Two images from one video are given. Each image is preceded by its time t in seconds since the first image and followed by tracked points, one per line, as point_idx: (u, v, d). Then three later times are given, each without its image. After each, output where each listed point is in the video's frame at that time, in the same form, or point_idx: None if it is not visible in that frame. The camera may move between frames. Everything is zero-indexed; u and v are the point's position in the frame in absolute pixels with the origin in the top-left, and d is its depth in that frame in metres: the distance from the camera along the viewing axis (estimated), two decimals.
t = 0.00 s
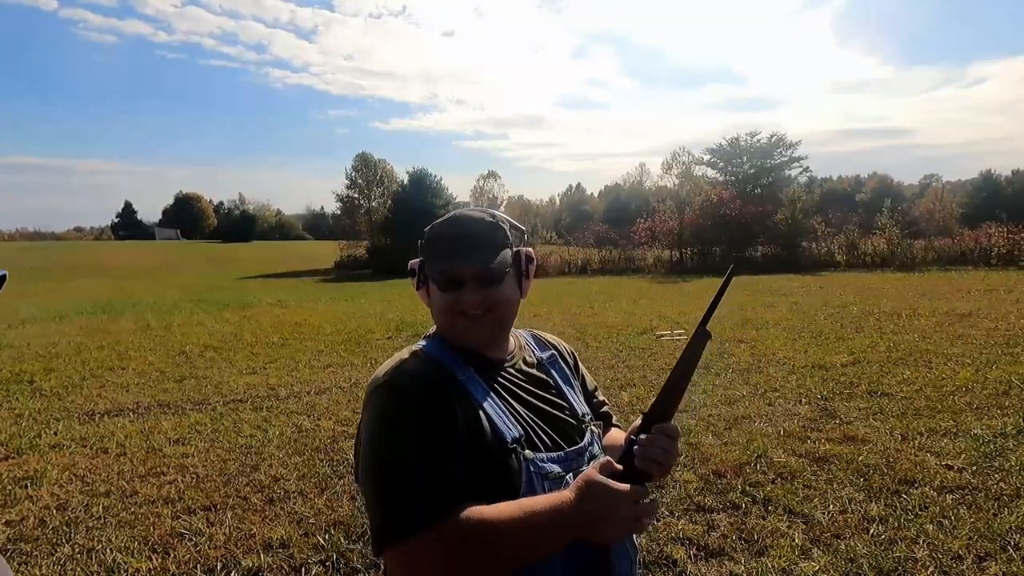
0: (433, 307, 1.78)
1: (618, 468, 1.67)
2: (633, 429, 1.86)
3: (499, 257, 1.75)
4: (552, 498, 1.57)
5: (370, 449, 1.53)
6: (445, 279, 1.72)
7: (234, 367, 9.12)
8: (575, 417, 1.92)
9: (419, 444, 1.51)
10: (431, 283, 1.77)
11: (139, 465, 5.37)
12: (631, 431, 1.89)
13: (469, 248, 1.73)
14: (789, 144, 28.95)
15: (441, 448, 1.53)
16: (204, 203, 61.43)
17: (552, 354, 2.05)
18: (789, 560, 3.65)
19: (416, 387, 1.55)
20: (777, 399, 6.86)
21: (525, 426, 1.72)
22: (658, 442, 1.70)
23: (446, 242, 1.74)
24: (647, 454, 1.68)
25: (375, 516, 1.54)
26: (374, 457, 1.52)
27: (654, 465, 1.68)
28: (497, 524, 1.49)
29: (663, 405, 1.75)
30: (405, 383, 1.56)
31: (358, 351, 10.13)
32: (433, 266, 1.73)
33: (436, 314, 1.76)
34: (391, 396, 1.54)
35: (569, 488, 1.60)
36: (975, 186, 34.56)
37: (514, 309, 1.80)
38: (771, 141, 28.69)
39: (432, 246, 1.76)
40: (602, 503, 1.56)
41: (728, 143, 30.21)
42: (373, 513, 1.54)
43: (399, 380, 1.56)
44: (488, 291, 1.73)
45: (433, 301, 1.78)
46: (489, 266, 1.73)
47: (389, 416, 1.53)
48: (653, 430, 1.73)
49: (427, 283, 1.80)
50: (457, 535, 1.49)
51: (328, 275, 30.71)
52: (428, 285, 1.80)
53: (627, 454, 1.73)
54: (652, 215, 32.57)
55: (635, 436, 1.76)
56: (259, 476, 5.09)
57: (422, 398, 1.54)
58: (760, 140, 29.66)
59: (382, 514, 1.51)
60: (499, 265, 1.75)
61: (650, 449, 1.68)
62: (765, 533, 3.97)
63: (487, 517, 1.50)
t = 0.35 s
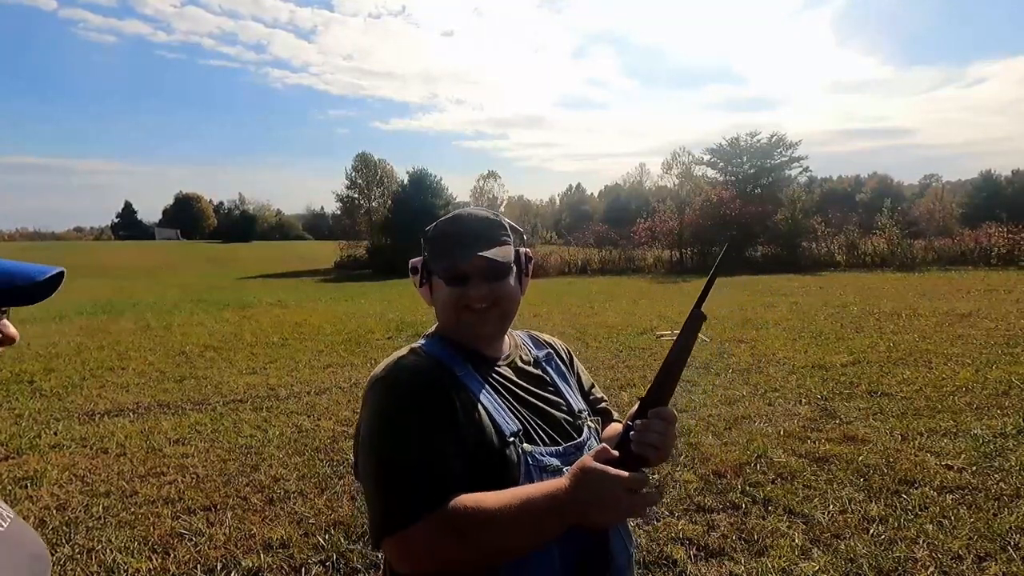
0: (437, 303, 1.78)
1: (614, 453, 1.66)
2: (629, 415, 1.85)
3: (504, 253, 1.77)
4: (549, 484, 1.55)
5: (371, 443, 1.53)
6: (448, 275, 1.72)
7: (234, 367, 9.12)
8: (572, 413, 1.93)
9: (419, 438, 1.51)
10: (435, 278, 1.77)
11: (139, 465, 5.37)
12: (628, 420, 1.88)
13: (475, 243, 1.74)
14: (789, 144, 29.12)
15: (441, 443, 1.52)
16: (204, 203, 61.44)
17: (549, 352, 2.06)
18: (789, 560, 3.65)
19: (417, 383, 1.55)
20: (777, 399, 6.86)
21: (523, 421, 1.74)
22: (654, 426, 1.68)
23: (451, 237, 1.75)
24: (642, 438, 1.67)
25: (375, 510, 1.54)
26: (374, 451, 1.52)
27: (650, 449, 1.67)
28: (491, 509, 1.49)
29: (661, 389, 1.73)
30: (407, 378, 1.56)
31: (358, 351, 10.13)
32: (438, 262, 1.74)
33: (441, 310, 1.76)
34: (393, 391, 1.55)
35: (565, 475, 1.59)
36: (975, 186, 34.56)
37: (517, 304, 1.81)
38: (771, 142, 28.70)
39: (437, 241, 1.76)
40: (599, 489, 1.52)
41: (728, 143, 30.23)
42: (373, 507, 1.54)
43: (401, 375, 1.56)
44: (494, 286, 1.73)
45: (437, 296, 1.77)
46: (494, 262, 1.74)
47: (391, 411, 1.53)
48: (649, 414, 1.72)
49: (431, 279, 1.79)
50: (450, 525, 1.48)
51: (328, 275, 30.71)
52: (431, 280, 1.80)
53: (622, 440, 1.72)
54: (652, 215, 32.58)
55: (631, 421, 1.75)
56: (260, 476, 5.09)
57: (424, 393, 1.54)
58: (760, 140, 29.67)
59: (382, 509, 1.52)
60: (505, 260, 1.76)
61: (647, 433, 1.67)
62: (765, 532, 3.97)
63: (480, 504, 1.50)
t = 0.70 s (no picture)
0: (434, 299, 1.82)
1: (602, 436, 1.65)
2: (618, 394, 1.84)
3: (500, 248, 1.82)
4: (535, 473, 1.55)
5: (365, 439, 1.56)
6: (447, 269, 1.78)
7: (234, 367, 9.12)
8: (569, 410, 1.93)
9: (413, 434, 1.54)
10: (432, 275, 1.81)
11: (139, 465, 5.37)
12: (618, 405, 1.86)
13: (471, 239, 1.79)
14: (789, 144, 29.21)
15: (435, 439, 1.56)
16: (204, 203, 61.44)
17: (546, 350, 2.06)
18: (789, 560, 3.65)
19: (411, 379, 1.59)
20: (777, 399, 6.86)
21: (515, 419, 1.74)
22: (641, 403, 1.67)
23: (449, 234, 1.80)
24: (630, 417, 1.65)
25: (367, 505, 1.57)
26: (368, 447, 1.55)
27: (638, 426, 1.65)
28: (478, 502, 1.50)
29: (641, 367, 1.76)
30: (401, 373, 1.60)
31: (358, 351, 10.13)
32: (436, 257, 1.79)
33: (438, 306, 1.80)
34: (388, 387, 1.58)
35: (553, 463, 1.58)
36: (975, 186, 34.54)
37: (513, 301, 1.85)
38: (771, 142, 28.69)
39: (434, 238, 1.82)
40: (584, 476, 1.51)
41: (728, 143, 30.24)
42: (365, 502, 1.57)
43: (395, 372, 1.60)
44: (489, 281, 1.78)
45: (434, 293, 1.82)
46: (491, 257, 1.79)
47: (384, 405, 1.56)
48: (635, 391, 1.71)
49: (427, 276, 1.84)
50: (439, 521, 1.50)
51: (328, 275, 30.72)
52: (427, 277, 1.84)
53: (611, 420, 1.70)
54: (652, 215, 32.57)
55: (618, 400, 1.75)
56: (260, 476, 5.09)
57: (418, 389, 1.58)
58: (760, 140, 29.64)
59: (374, 504, 1.55)
60: (501, 256, 1.81)
61: (632, 411, 1.65)
62: (765, 533, 3.97)
63: (465, 498, 1.51)
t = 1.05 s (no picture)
0: (425, 302, 1.83)
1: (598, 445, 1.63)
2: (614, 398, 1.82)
3: (489, 250, 1.83)
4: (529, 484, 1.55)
5: (356, 444, 1.58)
6: (438, 272, 1.79)
7: (234, 367, 9.12)
8: (564, 414, 1.93)
9: (402, 437, 1.56)
10: (421, 279, 1.83)
11: (139, 465, 5.37)
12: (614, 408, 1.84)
13: (459, 241, 1.81)
14: (789, 144, 29.25)
15: (424, 442, 1.57)
16: (204, 203, 61.44)
17: (543, 351, 2.06)
18: (789, 560, 3.65)
19: (400, 383, 1.61)
20: (777, 399, 6.86)
21: (509, 424, 1.73)
22: (638, 412, 1.65)
23: (436, 237, 1.82)
24: (626, 428, 1.63)
25: (359, 511, 1.58)
26: (358, 454, 1.57)
27: (635, 437, 1.63)
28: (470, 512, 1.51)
29: (641, 374, 1.71)
30: (390, 379, 1.61)
31: (358, 351, 10.13)
32: (425, 261, 1.81)
33: (428, 309, 1.81)
34: (377, 393, 1.60)
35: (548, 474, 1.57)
36: (975, 186, 34.56)
37: (504, 302, 1.85)
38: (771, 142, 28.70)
39: (422, 242, 1.83)
40: (579, 486, 1.51)
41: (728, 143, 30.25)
42: (358, 509, 1.58)
43: (384, 377, 1.62)
44: (479, 283, 1.79)
45: (424, 296, 1.83)
46: (479, 258, 1.80)
47: (374, 409, 1.58)
48: (633, 401, 1.68)
49: (417, 280, 1.86)
50: (431, 530, 1.51)
51: (328, 275, 30.73)
52: (417, 281, 1.86)
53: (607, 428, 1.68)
54: (652, 215, 32.58)
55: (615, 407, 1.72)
56: (260, 476, 5.09)
57: (407, 393, 1.60)
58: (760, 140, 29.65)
59: (366, 509, 1.56)
60: (489, 257, 1.82)
61: (630, 421, 1.63)
62: (765, 533, 3.97)
63: (458, 509, 1.52)
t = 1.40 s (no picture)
0: (424, 300, 1.83)
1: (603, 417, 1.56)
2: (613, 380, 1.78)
3: (489, 246, 1.84)
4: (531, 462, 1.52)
5: (356, 443, 1.57)
6: (438, 270, 1.79)
7: (234, 367, 9.13)
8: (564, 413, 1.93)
9: (404, 435, 1.56)
10: (421, 276, 1.83)
11: (140, 464, 5.37)
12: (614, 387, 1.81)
13: (458, 237, 1.81)
14: (789, 144, 29.27)
15: (425, 439, 1.57)
16: (204, 204, 61.46)
17: (542, 350, 2.06)
18: (789, 560, 3.65)
19: (402, 382, 1.61)
20: (777, 399, 6.86)
21: (510, 423, 1.74)
22: (640, 385, 1.61)
23: (436, 234, 1.82)
24: (630, 400, 1.58)
25: (360, 510, 1.58)
26: (359, 452, 1.56)
27: (637, 409, 1.59)
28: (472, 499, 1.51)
29: (642, 345, 1.64)
30: (391, 377, 1.61)
31: (358, 351, 10.14)
32: (425, 258, 1.81)
33: (429, 307, 1.81)
34: (377, 392, 1.59)
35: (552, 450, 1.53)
36: (975, 186, 34.57)
37: (502, 299, 1.86)
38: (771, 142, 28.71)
39: (422, 239, 1.83)
40: (581, 460, 1.45)
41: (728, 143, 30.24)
42: (359, 507, 1.58)
43: (385, 375, 1.61)
44: (479, 279, 1.80)
45: (424, 295, 1.83)
46: (479, 254, 1.81)
47: (375, 406, 1.57)
48: (635, 373, 1.63)
49: (416, 278, 1.85)
50: (433, 520, 1.51)
51: (328, 275, 30.74)
52: (416, 280, 1.86)
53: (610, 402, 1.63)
54: (652, 215, 32.59)
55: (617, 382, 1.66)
56: (260, 476, 5.09)
57: (408, 392, 1.60)
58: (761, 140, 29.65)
59: (367, 508, 1.56)
60: (489, 254, 1.82)
61: (633, 393, 1.59)
62: (765, 533, 3.97)
63: (460, 495, 1.52)
